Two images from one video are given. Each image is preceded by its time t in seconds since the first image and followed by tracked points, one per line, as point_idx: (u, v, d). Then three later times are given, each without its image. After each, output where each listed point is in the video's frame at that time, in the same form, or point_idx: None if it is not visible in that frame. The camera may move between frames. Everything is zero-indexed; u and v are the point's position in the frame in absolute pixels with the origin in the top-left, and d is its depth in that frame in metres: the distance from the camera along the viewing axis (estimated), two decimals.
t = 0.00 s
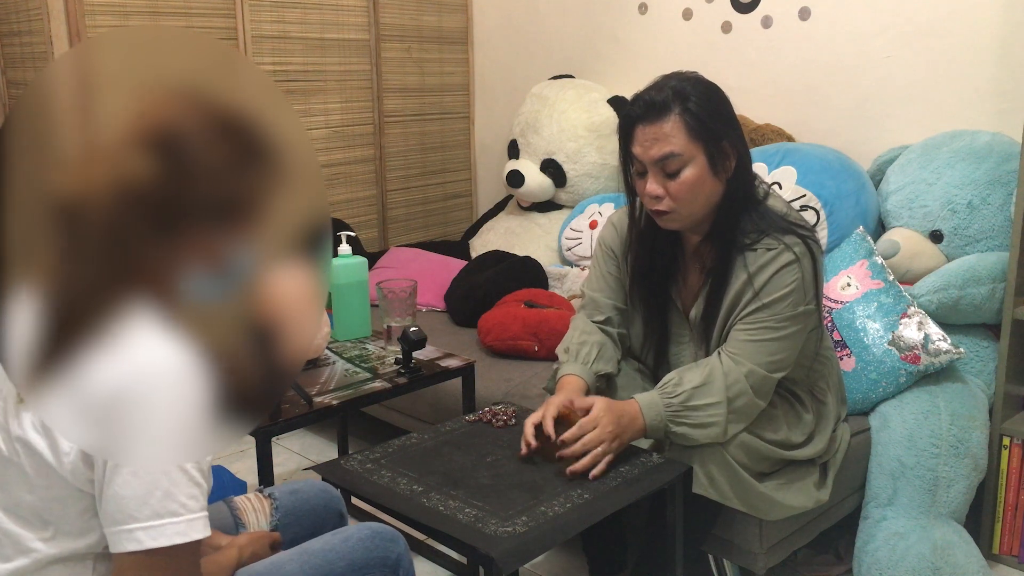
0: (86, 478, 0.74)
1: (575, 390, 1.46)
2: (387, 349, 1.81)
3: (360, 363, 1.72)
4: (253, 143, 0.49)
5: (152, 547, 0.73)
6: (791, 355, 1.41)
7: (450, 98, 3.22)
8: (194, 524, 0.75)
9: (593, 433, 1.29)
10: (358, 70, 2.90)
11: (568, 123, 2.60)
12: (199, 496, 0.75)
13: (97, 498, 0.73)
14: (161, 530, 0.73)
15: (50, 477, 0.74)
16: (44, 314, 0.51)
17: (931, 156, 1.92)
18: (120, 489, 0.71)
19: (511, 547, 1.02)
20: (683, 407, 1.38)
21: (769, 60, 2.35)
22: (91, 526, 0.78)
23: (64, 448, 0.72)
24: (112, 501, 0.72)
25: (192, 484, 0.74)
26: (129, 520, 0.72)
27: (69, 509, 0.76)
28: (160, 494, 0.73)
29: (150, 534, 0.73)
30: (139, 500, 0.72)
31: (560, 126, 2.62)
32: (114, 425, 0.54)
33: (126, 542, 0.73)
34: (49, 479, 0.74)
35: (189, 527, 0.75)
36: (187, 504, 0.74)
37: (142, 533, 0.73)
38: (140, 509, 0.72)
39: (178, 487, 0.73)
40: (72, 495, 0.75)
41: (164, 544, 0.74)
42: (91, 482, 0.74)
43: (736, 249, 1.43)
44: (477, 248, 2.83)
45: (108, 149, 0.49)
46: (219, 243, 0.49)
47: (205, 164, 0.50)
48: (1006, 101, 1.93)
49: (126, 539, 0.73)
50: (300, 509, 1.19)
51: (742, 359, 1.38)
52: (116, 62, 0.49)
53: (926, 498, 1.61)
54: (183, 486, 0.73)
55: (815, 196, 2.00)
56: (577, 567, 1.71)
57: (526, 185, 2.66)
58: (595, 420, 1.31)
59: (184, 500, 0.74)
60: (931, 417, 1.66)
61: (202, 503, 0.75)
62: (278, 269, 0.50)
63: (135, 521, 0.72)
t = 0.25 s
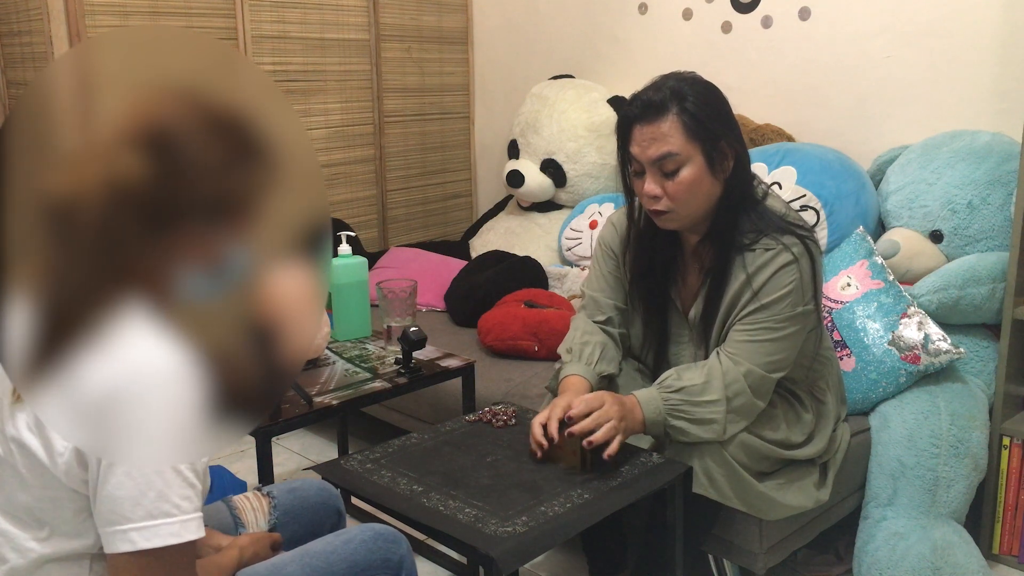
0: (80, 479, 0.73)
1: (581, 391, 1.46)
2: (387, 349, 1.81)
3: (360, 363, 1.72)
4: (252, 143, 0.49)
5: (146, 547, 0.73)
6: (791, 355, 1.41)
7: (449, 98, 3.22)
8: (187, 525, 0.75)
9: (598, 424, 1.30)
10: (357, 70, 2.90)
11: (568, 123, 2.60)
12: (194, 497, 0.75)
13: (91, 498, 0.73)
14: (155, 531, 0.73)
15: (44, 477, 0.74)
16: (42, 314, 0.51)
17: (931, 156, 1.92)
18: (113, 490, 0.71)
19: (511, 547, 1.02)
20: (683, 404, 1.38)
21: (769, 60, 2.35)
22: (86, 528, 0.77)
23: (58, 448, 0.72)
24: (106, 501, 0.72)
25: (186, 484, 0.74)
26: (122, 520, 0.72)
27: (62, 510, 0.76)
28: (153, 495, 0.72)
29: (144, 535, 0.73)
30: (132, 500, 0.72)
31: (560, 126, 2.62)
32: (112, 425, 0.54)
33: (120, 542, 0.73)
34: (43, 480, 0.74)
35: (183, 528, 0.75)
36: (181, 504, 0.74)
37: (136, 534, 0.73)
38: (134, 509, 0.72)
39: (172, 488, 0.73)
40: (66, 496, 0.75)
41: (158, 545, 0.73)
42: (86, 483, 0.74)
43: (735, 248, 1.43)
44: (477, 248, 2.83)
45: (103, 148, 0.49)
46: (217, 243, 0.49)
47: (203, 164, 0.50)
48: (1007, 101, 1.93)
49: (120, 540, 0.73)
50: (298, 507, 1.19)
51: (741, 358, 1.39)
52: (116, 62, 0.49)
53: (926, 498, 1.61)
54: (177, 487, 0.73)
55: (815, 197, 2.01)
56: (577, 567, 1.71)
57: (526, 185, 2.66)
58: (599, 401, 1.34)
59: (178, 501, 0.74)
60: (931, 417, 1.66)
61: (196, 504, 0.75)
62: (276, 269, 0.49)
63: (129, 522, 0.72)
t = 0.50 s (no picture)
0: (82, 478, 0.73)
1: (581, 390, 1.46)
2: (387, 349, 1.81)
3: (360, 363, 1.72)
4: (252, 143, 0.49)
5: (147, 547, 0.73)
6: (791, 354, 1.41)
7: (449, 98, 3.22)
8: (190, 524, 0.75)
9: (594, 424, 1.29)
10: (357, 70, 2.90)
11: (568, 123, 2.60)
12: (195, 496, 0.75)
13: (93, 498, 0.73)
14: (157, 530, 0.73)
15: (46, 477, 0.74)
16: (41, 315, 0.51)
17: (931, 156, 1.92)
18: (115, 489, 0.71)
19: (512, 547, 1.02)
20: (684, 408, 1.38)
21: (769, 60, 2.35)
22: (88, 528, 0.77)
23: (61, 447, 0.72)
24: (108, 501, 0.72)
25: (188, 484, 0.74)
26: (124, 520, 0.72)
27: (64, 510, 0.76)
28: (156, 494, 0.73)
29: (146, 534, 0.73)
30: (135, 500, 0.72)
31: (560, 126, 2.62)
32: (110, 429, 0.54)
33: (122, 542, 0.73)
34: (45, 479, 0.74)
35: (185, 528, 0.75)
36: (183, 504, 0.74)
37: (138, 533, 0.73)
38: (136, 509, 0.72)
39: (174, 487, 0.73)
40: (68, 496, 0.75)
41: (159, 544, 0.73)
42: (88, 482, 0.74)
43: (734, 248, 1.43)
44: (477, 248, 2.83)
45: (104, 149, 0.49)
46: (218, 243, 0.49)
47: (203, 165, 0.50)
48: (1007, 101, 1.93)
49: (122, 539, 0.73)
50: (298, 507, 1.19)
51: (742, 358, 1.39)
52: (116, 62, 0.49)
53: (926, 498, 1.61)
54: (179, 486, 0.73)
55: (815, 197, 2.00)
56: (577, 567, 1.71)
57: (526, 185, 2.66)
58: (600, 425, 1.29)
59: (180, 500, 0.74)
60: (931, 417, 1.66)
61: (198, 503, 0.75)
62: (276, 269, 0.50)
63: (131, 521, 0.72)
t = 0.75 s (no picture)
0: (83, 478, 0.74)
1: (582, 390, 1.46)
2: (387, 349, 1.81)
3: (360, 363, 1.72)
4: (252, 143, 0.49)
5: (148, 547, 0.73)
6: (791, 353, 1.41)
7: (449, 98, 3.22)
8: (190, 524, 0.75)
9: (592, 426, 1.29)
10: (358, 70, 2.90)
11: (568, 123, 2.60)
12: (196, 497, 0.75)
13: (94, 498, 0.73)
14: (157, 531, 0.73)
15: (47, 477, 0.74)
16: (42, 315, 0.51)
17: (931, 156, 1.92)
18: (116, 489, 0.71)
19: (512, 547, 1.02)
20: (683, 408, 1.38)
21: (769, 60, 2.35)
22: (89, 528, 0.77)
23: (62, 447, 0.72)
24: (108, 501, 0.72)
25: (189, 484, 0.74)
26: (125, 520, 0.72)
27: (64, 510, 0.76)
28: (157, 494, 0.73)
29: (147, 534, 0.73)
30: (135, 500, 0.72)
31: (560, 126, 2.62)
32: (110, 428, 0.54)
33: (122, 542, 0.73)
34: (46, 479, 0.75)
35: (186, 528, 0.75)
36: (184, 504, 0.74)
37: (139, 533, 0.73)
38: (137, 509, 0.72)
39: (175, 488, 0.73)
40: (69, 496, 0.75)
41: (160, 545, 0.73)
42: (89, 482, 0.74)
43: (734, 247, 1.43)
44: (477, 248, 2.84)
45: (105, 149, 0.49)
46: (219, 243, 0.49)
47: (204, 165, 0.50)
48: (1007, 101, 1.93)
49: (122, 540, 0.73)
50: (298, 507, 1.19)
51: (741, 357, 1.39)
52: (116, 62, 0.49)
53: (926, 498, 1.61)
54: (180, 486, 0.74)
55: (815, 197, 2.01)
56: (577, 567, 1.71)
57: (526, 185, 2.66)
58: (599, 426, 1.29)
59: (181, 500, 0.74)
60: (931, 417, 1.66)
61: (198, 503, 0.76)
62: (276, 269, 0.50)
63: (131, 521, 0.72)
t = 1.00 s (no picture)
0: (84, 478, 0.74)
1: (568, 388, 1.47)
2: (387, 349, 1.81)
3: (360, 363, 1.72)
4: (252, 143, 0.49)
5: (149, 547, 0.73)
6: (792, 353, 1.41)
7: (449, 98, 3.22)
8: (192, 525, 0.75)
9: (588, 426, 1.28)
10: (357, 70, 2.90)
11: (568, 123, 2.60)
12: (197, 497, 0.75)
13: (95, 498, 0.73)
14: (159, 531, 0.73)
15: (48, 476, 0.74)
16: (42, 315, 0.51)
17: (930, 156, 1.92)
18: (117, 489, 0.71)
19: (512, 547, 1.02)
20: (685, 409, 1.37)
21: (769, 60, 2.35)
22: (90, 527, 0.78)
23: (63, 447, 0.72)
24: (109, 501, 0.72)
25: (190, 484, 0.74)
26: (126, 520, 0.72)
27: (65, 510, 0.76)
28: (158, 494, 0.73)
29: (148, 534, 0.73)
30: (136, 500, 0.72)
31: (560, 126, 2.62)
32: (110, 429, 0.53)
33: (124, 541, 0.73)
34: (47, 479, 0.75)
35: (187, 528, 0.75)
36: (185, 504, 0.74)
37: (140, 533, 0.73)
38: (138, 509, 0.72)
39: (176, 487, 0.73)
40: (70, 495, 0.75)
41: (161, 545, 0.73)
42: (90, 482, 0.74)
43: (734, 247, 1.43)
44: (477, 247, 2.83)
45: (105, 149, 0.49)
46: (220, 243, 0.49)
47: (204, 165, 0.50)
48: (1007, 101, 1.93)
49: (124, 539, 0.73)
50: (298, 507, 1.19)
51: (742, 358, 1.38)
52: (116, 62, 0.49)
53: (926, 498, 1.61)
54: (181, 486, 0.74)
55: (815, 197, 2.00)
56: (577, 567, 1.71)
57: (526, 185, 2.66)
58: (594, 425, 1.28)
59: (182, 501, 0.74)
60: (931, 417, 1.66)
61: (200, 503, 0.76)
62: (277, 269, 0.50)
63: (133, 521, 0.72)
